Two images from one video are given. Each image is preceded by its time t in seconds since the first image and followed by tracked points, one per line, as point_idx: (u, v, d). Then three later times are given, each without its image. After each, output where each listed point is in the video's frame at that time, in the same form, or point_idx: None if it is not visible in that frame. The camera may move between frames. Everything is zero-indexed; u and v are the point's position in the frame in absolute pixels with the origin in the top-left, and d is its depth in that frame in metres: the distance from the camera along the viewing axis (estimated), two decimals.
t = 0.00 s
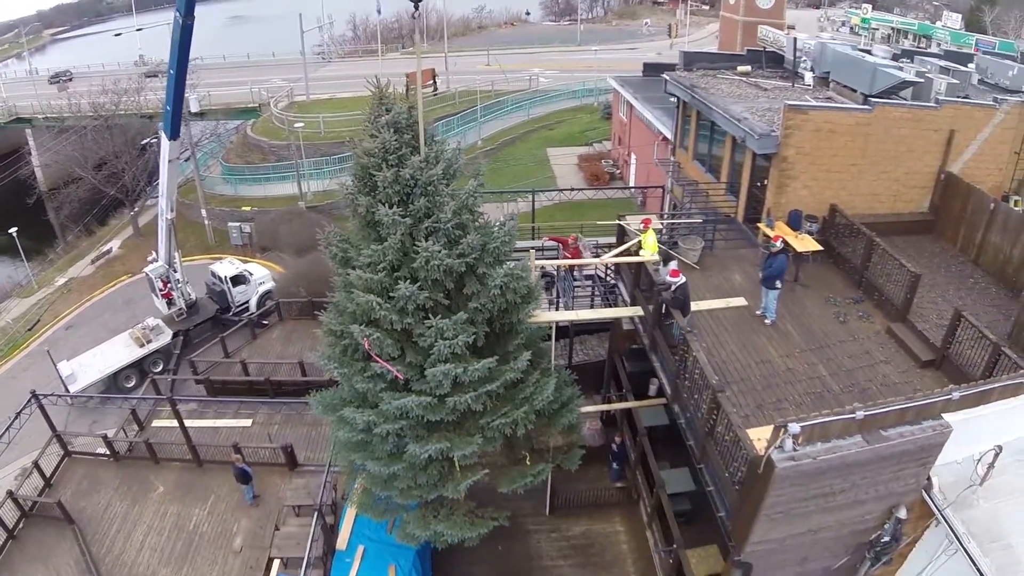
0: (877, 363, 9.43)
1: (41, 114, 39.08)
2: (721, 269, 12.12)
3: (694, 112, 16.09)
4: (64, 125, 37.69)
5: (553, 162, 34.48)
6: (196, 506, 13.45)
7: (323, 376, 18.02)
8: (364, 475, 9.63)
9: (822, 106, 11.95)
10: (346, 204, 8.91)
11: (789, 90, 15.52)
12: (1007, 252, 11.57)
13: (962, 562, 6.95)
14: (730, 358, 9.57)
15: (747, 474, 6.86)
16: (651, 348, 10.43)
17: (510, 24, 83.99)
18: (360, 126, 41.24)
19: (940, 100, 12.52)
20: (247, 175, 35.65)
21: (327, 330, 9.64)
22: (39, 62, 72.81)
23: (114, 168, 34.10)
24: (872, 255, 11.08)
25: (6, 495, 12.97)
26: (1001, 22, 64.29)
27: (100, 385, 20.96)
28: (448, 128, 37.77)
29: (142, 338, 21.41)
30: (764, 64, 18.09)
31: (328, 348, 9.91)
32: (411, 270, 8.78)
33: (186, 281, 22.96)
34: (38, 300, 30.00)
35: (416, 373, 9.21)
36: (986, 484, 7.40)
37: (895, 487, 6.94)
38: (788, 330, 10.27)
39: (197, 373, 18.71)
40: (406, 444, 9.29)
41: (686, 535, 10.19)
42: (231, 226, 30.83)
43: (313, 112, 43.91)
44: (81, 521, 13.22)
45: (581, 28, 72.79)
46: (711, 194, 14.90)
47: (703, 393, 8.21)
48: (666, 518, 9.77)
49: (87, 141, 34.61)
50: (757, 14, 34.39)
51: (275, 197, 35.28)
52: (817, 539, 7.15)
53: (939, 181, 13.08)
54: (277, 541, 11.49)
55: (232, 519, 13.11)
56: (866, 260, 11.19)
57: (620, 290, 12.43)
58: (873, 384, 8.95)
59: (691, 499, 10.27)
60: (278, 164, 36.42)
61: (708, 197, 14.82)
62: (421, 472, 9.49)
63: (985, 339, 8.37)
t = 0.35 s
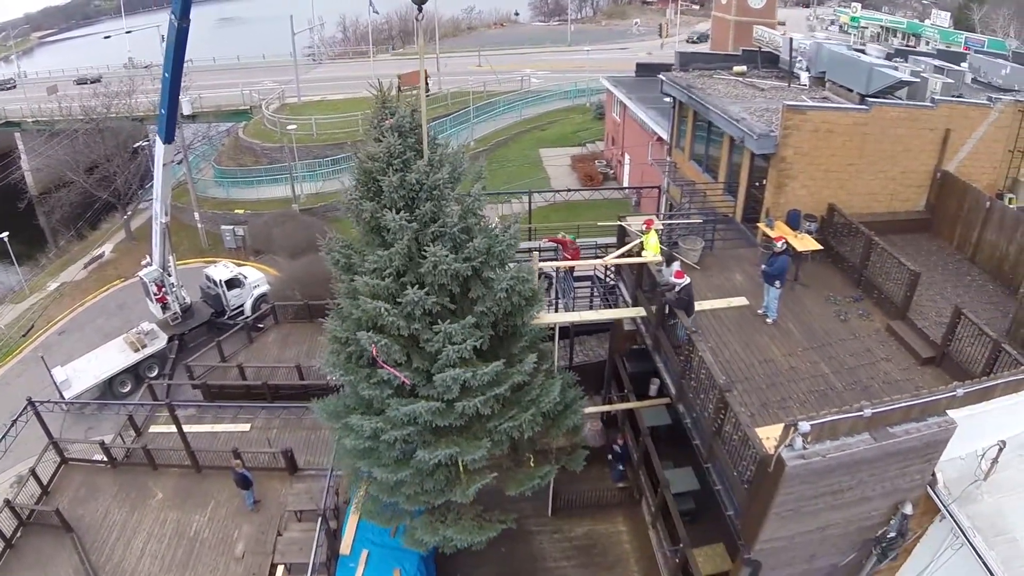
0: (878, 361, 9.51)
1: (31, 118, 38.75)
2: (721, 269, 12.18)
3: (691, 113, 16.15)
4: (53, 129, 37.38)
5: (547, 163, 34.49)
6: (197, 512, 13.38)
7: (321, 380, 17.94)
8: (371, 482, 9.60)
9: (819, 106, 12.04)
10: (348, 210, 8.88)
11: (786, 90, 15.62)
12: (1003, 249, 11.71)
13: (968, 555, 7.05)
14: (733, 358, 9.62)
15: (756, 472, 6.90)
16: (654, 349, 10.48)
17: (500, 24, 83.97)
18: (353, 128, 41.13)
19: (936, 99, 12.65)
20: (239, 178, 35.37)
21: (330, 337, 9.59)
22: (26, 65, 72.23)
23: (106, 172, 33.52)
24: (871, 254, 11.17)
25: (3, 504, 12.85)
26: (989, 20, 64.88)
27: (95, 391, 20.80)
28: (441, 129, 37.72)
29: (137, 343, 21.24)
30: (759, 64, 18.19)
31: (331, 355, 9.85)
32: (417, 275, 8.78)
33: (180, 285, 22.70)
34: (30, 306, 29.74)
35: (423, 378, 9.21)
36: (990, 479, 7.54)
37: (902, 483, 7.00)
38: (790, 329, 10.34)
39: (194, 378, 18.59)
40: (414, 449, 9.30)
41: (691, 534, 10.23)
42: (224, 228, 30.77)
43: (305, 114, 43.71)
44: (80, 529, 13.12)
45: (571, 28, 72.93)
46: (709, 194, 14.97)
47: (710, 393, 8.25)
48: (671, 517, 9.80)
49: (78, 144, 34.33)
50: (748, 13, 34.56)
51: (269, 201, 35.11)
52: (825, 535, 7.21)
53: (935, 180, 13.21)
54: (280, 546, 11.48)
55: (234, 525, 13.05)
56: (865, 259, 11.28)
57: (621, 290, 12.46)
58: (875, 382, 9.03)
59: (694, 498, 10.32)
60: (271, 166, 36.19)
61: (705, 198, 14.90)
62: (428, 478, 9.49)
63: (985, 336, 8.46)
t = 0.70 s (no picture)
0: (877, 363, 9.51)
1: (29, 118, 38.74)
2: (720, 270, 12.18)
3: (690, 113, 16.15)
4: (52, 129, 37.35)
5: (547, 163, 34.49)
6: (195, 513, 13.37)
7: (320, 381, 17.93)
8: (376, 491, 9.54)
9: (818, 107, 12.04)
10: (347, 219, 8.82)
11: (784, 91, 15.64)
12: (1001, 250, 11.72)
13: (967, 557, 7.05)
14: (732, 359, 9.61)
15: (755, 475, 6.89)
16: (653, 350, 10.48)
17: (499, 25, 83.99)
18: (352, 129, 41.12)
19: (934, 100, 12.66)
20: (238, 179, 35.31)
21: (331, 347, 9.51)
22: (24, 65, 72.20)
23: (104, 173, 33.61)
24: (869, 255, 11.18)
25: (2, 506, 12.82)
26: (988, 19, 65.05)
27: (94, 392, 20.78)
28: (440, 130, 37.72)
29: (136, 343, 21.22)
30: (758, 65, 18.19)
31: (331, 364, 9.77)
32: (418, 282, 8.76)
33: (179, 286, 22.76)
34: (29, 307, 29.72)
35: (426, 385, 9.18)
36: (988, 480, 7.55)
37: (900, 484, 7.00)
38: (789, 330, 10.34)
39: (193, 380, 18.58)
40: (419, 457, 9.26)
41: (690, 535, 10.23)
42: (223, 229, 30.83)
43: (304, 115, 43.68)
44: (79, 530, 13.11)
45: (570, 28, 73.00)
46: (707, 195, 14.98)
47: (709, 395, 8.25)
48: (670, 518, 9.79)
49: (77, 145, 34.31)
50: (747, 14, 34.59)
51: (267, 202, 35.10)
52: (824, 537, 7.20)
53: (933, 181, 13.22)
54: (279, 547, 11.48)
55: (232, 526, 13.04)
56: (863, 260, 11.29)
57: (620, 291, 12.46)
58: (873, 383, 9.03)
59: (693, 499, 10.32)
60: (270, 168, 36.12)
61: (704, 198, 14.91)
62: (434, 484, 9.46)
63: (983, 337, 8.47)
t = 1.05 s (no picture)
0: (877, 363, 9.54)
1: (31, 118, 38.84)
2: (721, 271, 12.21)
3: (691, 114, 16.17)
4: (54, 129, 37.48)
5: (547, 164, 34.54)
6: (197, 512, 13.42)
7: (321, 381, 17.99)
8: (383, 497, 9.55)
9: (819, 108, 12.07)
10: (352, 225, 8.83)
11: (785, 92, 15.66)
12: (1002, 252, 11.75)
13: (965, 557, 7.09)
14: (732, 360, 9.65)
15: (755, 475, 6.91)
16: (653, 350, 10.54)
17: (500, 25, 84.07)
18: (353, 129, 41.18)
19: (935, 102, 12.69)
20: (239, 179, 35.38)
21: (337, 354, 9.51)
22: (26, 65, 72.32)
23: (107, 173, 33.69)
24: (869, 256, 11.21)
25: (4, 504, 12.88)
26: (990, 21, 65.08)
27: (95, 391, 20.85)
28: (441, 130, 37.79)
29: (137, 343, 21.27)
30: (759, 66, 18.22)
31: (336, 372, 9.74)
32: (425, 287, 8.81)
33: (181, 286, 22.86)
34: (31, 307, 29.81)
35: (434, 390, 9.22)
36: (988, 480, 7.59)
37: (899, 485, 7.04)
38: (789, 330, 10.38)
39: (195, 379, 18.66)
40: (427, 462, 9.30)
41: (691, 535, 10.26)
42: (225, 229, 30.95)
43: (305, 115, 43.72)
44: (81, 529, 13.16)
45: (571, 29, 73.04)
46: (708, 195, 14.99)
47: (709, 395, 8.29)
48: (670, 518, 9.81)
49: (79, 145, 34.39)
50: (748, 14, 34.62)
51: (269, 202, 35.17)
52: (823, 537, 7.24)
53: (934, 182, 13.26)
54: (281, 547, 11.57)
55: (234, 526, 13.08)
56: (863, 261, 11.33)
57: (621, 292, 12.49)
58: (873, 384, 9.06)
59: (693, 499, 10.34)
60: (271, 168, 36.17)
61: (705, 199, 14.95)
62: (441, 489, 9.51)
63: (983, 338, 8.50)
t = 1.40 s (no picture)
0: (876, 364, 9.60)
1: (33, 118, 38.92)
2: (721, 272, 12.26)
3: (692, 115, 16.23)
4: (56, 129, 37.52)
5: (548, 165, 34.59)
6: (199, 512, 13.47)
7: (322, 381, 18.04)
8: (392, 504, 9.55)
9: (819, 110, 12.14)
10: (360, 232, 8.86)
11: (786, 93, 15.71)
12: (1001, 253, 11.79)
13: (964, 557, 7.15)
14: (733, 360, 9.71)
15: (756, 475, 6.95)
16: (654, 351, 10.59)
17: (501, 26, 84.21)
18: (354, 130, 41.24)
19: (936, 104, 12.75)
20: (241, 180, 35.47)
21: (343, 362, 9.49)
22: (27, 65, 72.36)
23: (108, 173, 33.68)
24: (869, 257, 11.27)
25: (7, 503, 12.95)
26: (990, 22, 65.07)
27: (97, 391, 20.93)
28: (442, 131, 37.88)
29: (139, 343, 21.35)
30: (760, 68, 18.27)
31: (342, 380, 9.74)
32: (434, 294, 8.88)
33: (183, 286, 22.98)
34: (33, 307, 29.87)
35: (442, 396, 9.26)
36: (986, 480, 7.64)
37: (898, 484, 7.09)
38: (789, 331, 10.43)
39: (197, 379, 18.73)
40: (436, 467, 9.33)
41: (691, 535, 10.30)
42: (226, 230, 31.04)
43: (306, 116, 43.80)
44: (84, 529, 13.22)
45: (572, 30, 73.09)
46: (709, 197, 15.03)
47: (710, 395, 8.33)
48: (671, 518, 9.84)
49: (81, 145, 34.47)
50: (749, 16, 34.68)
51: (271, 202, 35.26)
52: (822, 536, 7.29)
53: (934, 183, 13.31)
54: (284, 546, 11.63)
55: (236, 525, 13.14)
56: (863, 262, 11.38)
57: (622, 292, 12.55)
58: (873, 385, 9.11)
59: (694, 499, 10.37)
60: (272, 168, 36.25)
61: (706, 200, 14.99)
62: (450, 494, 9.53)
63: (982, 339, 8.56)
